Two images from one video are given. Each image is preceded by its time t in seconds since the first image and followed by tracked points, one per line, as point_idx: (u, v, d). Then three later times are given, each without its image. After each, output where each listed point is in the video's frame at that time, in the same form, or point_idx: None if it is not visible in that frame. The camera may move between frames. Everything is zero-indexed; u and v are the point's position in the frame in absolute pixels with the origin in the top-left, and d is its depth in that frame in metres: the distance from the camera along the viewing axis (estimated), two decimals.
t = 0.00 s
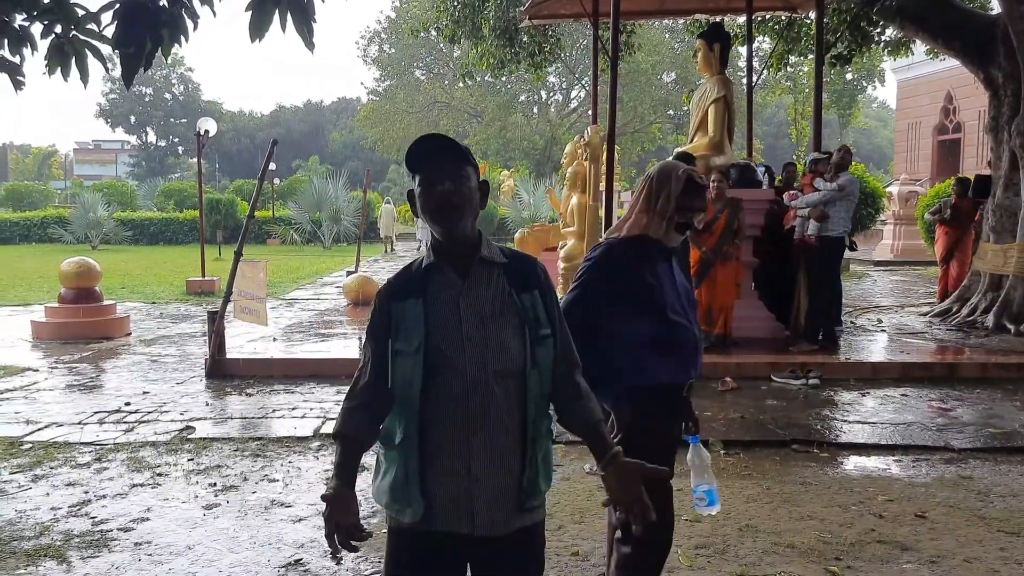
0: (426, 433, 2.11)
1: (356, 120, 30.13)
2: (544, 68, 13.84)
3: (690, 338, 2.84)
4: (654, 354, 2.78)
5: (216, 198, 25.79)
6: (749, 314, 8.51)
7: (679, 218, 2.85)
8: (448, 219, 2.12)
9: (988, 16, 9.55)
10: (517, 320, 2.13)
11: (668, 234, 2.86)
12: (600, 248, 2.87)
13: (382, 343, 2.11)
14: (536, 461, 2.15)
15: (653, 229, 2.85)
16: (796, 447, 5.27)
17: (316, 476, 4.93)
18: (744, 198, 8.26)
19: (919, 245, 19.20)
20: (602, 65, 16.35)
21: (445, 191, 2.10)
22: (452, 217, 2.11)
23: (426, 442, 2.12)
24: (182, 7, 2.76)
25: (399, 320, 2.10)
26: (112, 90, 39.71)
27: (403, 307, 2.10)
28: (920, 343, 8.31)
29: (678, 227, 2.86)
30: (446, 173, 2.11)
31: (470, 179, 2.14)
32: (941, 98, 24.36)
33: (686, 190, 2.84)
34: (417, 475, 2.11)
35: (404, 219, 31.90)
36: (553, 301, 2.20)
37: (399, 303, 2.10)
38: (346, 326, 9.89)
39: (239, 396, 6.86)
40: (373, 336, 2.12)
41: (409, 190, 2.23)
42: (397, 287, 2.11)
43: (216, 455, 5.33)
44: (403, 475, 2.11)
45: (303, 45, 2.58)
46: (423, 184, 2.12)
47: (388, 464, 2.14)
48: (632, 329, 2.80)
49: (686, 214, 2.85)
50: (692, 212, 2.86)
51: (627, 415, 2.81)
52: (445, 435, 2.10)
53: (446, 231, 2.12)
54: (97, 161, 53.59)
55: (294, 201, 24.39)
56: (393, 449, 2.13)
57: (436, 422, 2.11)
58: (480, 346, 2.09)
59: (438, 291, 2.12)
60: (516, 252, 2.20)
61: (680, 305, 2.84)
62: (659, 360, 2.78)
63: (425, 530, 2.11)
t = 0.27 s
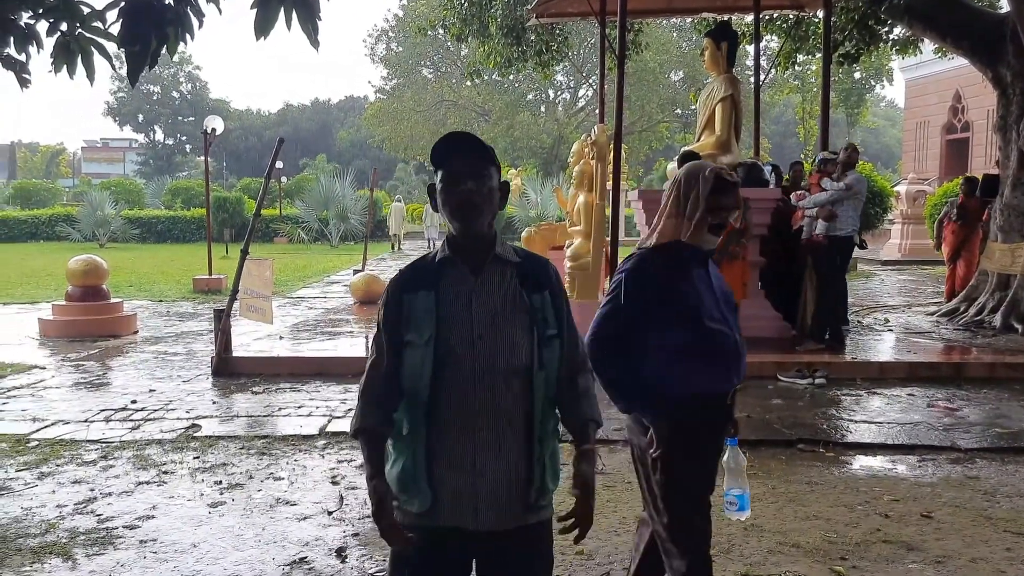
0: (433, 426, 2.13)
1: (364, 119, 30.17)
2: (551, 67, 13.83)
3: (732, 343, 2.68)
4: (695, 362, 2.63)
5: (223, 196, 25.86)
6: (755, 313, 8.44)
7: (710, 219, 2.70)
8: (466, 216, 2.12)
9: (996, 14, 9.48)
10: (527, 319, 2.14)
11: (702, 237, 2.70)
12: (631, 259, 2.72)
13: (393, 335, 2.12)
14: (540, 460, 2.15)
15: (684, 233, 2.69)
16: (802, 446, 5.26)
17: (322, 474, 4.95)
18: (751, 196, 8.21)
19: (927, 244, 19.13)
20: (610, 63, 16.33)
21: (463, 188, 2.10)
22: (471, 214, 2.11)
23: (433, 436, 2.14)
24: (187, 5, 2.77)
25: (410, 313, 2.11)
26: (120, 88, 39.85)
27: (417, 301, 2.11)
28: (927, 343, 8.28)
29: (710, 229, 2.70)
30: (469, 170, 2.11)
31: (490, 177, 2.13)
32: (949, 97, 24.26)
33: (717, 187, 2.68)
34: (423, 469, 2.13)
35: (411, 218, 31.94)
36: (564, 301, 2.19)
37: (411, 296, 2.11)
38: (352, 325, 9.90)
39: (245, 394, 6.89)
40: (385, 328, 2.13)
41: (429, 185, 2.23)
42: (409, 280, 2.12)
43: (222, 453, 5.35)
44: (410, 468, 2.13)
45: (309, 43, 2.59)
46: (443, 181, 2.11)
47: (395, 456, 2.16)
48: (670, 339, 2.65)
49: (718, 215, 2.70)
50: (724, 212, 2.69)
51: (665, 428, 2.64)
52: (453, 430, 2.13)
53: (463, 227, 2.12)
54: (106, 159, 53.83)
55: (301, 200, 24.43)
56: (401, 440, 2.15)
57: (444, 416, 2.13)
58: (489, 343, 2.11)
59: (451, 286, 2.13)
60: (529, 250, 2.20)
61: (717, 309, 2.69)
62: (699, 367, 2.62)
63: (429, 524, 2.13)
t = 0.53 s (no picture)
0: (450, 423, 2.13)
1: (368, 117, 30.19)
2: (555, 66, 13.81)
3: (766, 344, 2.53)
4: (717, 364, 2.48)
5: (228, 195, 25.88)
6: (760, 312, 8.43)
7: (731, 215, 2.54)
8: (500, 219, 2.08)
9: (1001, 12, 9.46)
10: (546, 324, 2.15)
11: (722, 236, 2.55)
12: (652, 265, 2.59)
13: (417, 329, 2.12)
14: (551, 461, 2.14)
15: (703, 232, 2.55)
16: (805, 445, 5.26)
17: (325, 472, 4.96)
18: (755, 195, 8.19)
19: (932, 243, 19.07)
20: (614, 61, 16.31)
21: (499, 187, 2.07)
22: (505, 216, 2.07)
23: (450, 434, 2.14)
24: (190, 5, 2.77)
25: (435, 309, 2.11)
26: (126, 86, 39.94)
27: (442, 298, 2.10)
28: (931, 342, 8.26)
29: (732, 226, 2.54)
30: (508, 170, 2.09)
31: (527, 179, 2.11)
32: (954, 96, 24.20)
33: (734, 182, 2.54)
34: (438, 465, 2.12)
35: (415, 216, 31.95)
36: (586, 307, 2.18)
37: (437, 291, 2.11)
38: (356, 324, 9.91)
39: (249, 393, 6.90)
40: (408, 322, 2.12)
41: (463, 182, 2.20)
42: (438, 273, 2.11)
43: (226, 451, 5.36)
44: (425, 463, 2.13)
45: (312, 42, 2.59)
46: (479, 180, 2.09)
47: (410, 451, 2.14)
48: (701, 345, 2.49)
49: (740, 210, 2.54)
50: (743, 206, 2.53)
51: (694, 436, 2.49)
52: (470, 429, 2.13)
53: (495, 228, 2.08)
54: (112, 157, 53.97)
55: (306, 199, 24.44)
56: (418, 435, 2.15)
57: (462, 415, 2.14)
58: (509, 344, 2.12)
59: (476, 286, 2.13)
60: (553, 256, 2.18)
61: (751, 310, 2.55)
62: (724, 369, 2.48)
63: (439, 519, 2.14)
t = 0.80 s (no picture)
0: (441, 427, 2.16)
1: (371, 116, 30.18)
2: (559, 64, 13.79)
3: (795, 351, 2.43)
4: (742, 370, 2.41)
5: (231, 193, 25.89)
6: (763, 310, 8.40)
7: (765, 213, 2.48)
8: (484, 220, 2.08)
9: (1005, 10, 9.43)
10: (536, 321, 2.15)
11: (755, 234, 2.47)
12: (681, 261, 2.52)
13: (405, 334, 2.18)
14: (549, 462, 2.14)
15: (733, 229, 2.48)
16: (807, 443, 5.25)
17: (327, 470, 4.96)
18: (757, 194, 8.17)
19: (935, 241, 19.02)
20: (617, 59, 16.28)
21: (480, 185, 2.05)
22: (487, 219, 2.07)
23: (441, 437, 2.16)
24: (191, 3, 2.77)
25: (422, 313, 2.16)
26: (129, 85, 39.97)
27: (429, 301, 2.15)
28: (934, 340, 8.23)
29: (767, 224, 2.48)
30: (494, 171, 2.07)
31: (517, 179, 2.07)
32: (958, 94, 24.13)
33: (769, 177, 2.48)
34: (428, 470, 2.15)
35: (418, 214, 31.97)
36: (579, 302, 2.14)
37: (422, 297, 2.16)
38: (359, 322, 9.91)
39: (251, 391, 6.90)
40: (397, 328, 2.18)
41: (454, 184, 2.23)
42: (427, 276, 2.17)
43: (228, 449, 5.37)
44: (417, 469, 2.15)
45: (314, 41, 2.58)
46: (462, 185, 2.07)
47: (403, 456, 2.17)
48: (726, 347, 2.44)
49: (776, 207, 2.48)
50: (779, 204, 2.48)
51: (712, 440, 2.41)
52: (460, 432, 2.14)
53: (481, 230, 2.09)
54: (115, 155, 54.02)
55: (309, 197, 24.43)
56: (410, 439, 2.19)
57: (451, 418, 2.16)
58: (497, 342, 2.13)
59: (463, 288, 2.16)
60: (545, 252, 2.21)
61: (781, 315, 2.44)
62: (748, 376, 2.41)
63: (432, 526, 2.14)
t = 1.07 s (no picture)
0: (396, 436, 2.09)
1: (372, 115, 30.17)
2: (559, 63, 13.78)
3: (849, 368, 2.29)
4: (788, 382, 2.29)
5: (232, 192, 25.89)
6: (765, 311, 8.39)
7: (828, 220, 2.36)
8: (434, 215, 2.05)
9: (1004, 10, 9.42)
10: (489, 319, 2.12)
11: (814, 241, 2.36)
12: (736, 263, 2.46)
13: (350, 341, 2.10)
14: (507, 467, 2.09)
15: (793, 234, 2.39)
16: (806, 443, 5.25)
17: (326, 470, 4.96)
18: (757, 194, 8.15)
19: (936, 241, 19.00)
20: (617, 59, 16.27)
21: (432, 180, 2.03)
22: (434, 215, 2.04)
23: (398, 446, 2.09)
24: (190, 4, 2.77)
25: (368, 318, 2.08)
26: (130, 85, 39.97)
27: (375, 305, 2.08)
28: (933, 340, 8.23)
29: (828, 232, 2.36)
30: (445, 166, 2.05)
31: (465, 173, 2.07)
32: (959, 93, 24.11)
33: (832, 181, 2.36)
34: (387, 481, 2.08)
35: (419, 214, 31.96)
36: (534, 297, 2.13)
37: (369, 300, 2.08)
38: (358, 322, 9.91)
39: (251, 391, 6.90)
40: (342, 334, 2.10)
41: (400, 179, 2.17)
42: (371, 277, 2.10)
43: (227, 450, 5.37)
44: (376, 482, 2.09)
45: (313, 42, 2.59)
46: (412, 180, 2.05)
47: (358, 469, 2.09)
48: (770, 355, 2.33)
49: (840, 214, 2.36)
50: (838, 209, 2.36)
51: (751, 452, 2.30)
52: (418, 439, 2.08)
53: (430, 227, 2.06)
54: (116, 155, 54.02)
55: (309, 196, 24.42)
56: (362, 453, 2.12)
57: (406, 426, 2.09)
58: (451, 345, 2.09)
59: (412, 289, 2.10)
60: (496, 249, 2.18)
61: (838, 329, 2.30)
62: (792, 389, 2.28)
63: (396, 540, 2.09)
